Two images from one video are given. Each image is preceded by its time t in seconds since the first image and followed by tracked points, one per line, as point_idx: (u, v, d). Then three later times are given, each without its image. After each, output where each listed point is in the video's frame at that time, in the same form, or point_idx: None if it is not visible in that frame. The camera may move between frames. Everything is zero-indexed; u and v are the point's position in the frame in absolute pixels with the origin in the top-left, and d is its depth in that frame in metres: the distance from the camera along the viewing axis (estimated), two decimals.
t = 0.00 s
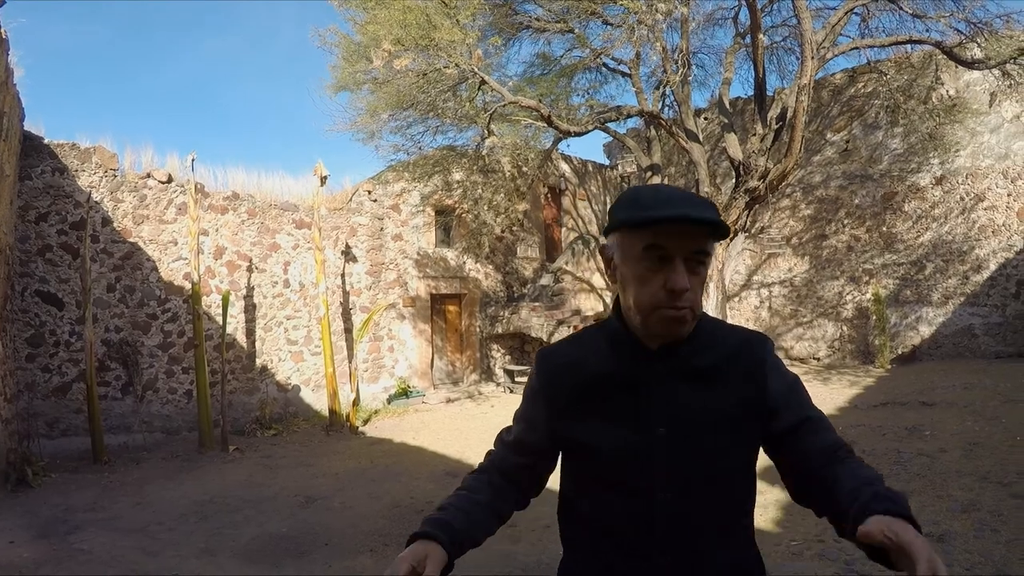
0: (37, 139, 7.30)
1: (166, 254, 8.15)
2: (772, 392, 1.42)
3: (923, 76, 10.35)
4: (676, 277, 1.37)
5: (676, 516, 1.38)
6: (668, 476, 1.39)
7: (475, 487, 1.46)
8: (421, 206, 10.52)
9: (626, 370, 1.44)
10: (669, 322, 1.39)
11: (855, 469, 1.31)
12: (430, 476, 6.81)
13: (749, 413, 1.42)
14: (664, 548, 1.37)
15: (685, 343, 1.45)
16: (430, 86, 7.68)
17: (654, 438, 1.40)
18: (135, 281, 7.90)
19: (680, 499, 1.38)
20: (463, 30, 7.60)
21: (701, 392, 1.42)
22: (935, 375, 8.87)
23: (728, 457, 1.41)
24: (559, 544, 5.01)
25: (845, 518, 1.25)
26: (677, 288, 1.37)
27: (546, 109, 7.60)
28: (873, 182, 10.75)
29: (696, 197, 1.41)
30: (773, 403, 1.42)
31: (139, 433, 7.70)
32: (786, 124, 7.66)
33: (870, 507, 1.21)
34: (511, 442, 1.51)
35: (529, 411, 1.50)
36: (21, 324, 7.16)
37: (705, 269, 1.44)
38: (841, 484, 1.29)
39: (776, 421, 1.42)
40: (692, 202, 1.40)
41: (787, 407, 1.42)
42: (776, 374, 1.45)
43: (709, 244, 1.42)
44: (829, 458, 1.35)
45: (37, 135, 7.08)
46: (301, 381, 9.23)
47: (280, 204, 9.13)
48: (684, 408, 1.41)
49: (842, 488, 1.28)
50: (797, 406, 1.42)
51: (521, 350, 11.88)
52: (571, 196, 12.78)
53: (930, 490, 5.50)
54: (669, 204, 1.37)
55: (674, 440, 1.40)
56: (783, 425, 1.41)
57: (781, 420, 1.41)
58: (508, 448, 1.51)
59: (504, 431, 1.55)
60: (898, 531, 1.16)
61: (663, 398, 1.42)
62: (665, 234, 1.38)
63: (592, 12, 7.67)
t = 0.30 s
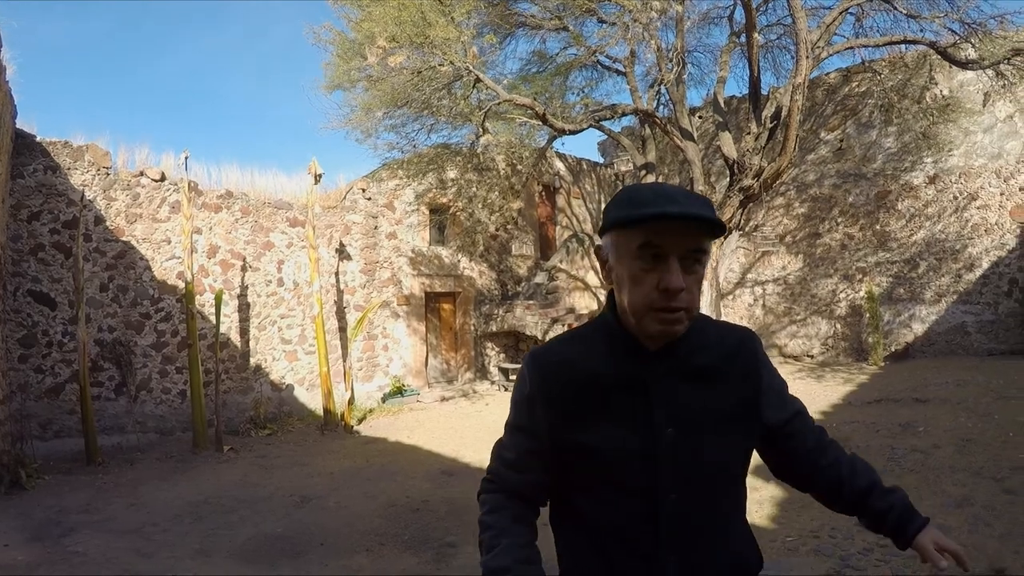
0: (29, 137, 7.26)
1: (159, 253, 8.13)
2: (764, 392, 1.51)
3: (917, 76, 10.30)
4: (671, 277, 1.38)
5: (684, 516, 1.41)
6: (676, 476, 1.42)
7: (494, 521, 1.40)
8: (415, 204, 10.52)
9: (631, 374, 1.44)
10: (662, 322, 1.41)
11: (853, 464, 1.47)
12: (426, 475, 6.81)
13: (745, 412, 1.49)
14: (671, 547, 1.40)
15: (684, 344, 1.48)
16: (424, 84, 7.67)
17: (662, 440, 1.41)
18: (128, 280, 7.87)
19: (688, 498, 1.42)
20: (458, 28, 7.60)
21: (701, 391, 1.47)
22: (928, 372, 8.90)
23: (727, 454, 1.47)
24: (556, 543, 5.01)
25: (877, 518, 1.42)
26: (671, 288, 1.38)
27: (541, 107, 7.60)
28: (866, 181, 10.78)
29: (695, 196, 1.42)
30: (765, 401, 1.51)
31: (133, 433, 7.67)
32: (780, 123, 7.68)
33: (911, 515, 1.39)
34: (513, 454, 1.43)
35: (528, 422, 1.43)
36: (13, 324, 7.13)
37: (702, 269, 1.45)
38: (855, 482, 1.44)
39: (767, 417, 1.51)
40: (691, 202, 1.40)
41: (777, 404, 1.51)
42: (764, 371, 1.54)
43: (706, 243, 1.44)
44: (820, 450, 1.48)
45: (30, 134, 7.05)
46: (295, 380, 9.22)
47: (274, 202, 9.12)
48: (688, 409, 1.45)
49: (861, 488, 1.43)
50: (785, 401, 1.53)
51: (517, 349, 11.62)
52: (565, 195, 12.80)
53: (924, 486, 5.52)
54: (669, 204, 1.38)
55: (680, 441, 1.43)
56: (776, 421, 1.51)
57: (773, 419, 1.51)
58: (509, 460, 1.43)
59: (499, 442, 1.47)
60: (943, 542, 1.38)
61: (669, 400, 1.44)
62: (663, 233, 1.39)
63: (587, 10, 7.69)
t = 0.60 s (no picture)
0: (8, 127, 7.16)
1: (139, 246, 8.07)
2: (747, 391, 1.43)
3: (901, 81, 10.28)
4: (646, 274, 1.25)
5: (680, 518, 1.28)
6: (672, 474, 1.29)
7: (495, 526, 1.28)
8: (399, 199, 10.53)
9: (623, 368, 1.30)
10: (639, 322, 1.28)
11: (788, 486, 1.49)
12: (407, 472, 6.78)
13: (733, 411, 1.39)
14: (670, 548, 1.27)
15: (675, 340, 1.36)
16: (410, 78, 7.65)
17: (657, 437, 1.28)
18: (107, 274, 7.80)
19: (683, 499, 1.29)
20: (446, 24, 7.61)
21: (693, 387, 1.35)
22: (907, 372, 9.00)
23: (721, 453, 1.35)
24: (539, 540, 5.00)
25: (796, 540, 1.45)
26: (646, 286, 1.25)
27: (527, 104, 7.61)
28: (849, 183, 10.89)
29: (675, 191, 1.30)
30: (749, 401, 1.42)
31: (111, 430, 7.59)
32: (764, 124, 7.74)
33: (825, 548, 1.44)
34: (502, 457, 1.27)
35: (515, 421, 1.28)
36: None
37: (686, 267, 1.31)
38: (788, 506, 1.46)
39: (750, 419, 1.42)
40: (670, 195, 1.28)
41: (755, 407, 1.44)
42: (748, 370, 1.45)
43: (689, 240, 1.30)
44: (770, 466, 1.47)
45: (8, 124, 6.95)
46: (276, 376, 9.18)
47: (256, 195, 9.08)
48: (682, 406, 1.32)
49: (792, 509, 1.46)
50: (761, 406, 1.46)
51: (498, 346, 11.88)
52: (549, 192, 12.84)
53: (904, 484, 5.57)
54: (642, 197, 1.26)
55: (675, 438, 1.30)
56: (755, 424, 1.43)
57: (752, 422, 1.43)
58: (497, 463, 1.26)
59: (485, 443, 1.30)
60: None
61: (663, 396, 1.31)
62: (638, 228, 1.26)
63: (575, 9, 7.74)
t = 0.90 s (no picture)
0: None
1: (112, 244, 7.99)
2: (732, 385, 1.43)
3: (876, 81, 10.52)
4: (624, 264, 1.29)
5: (659, 511, 1.30)
6: (650, 467, 1.30)
7: (473, 512, 1.29)
8: (374, 195, 10.53)
9: (601, 362, 1.33)
10: (619, 312, 1.31)
11: (782, 482, 1.48)
12: (385, 471, 6.77)
13: (715, 406, 1.40)
14: (649, 541, 1.28)
15: (655, 335, 1.38)
16: (388, 74, 7.63)
17: (633, 430, 1.30)
18: (80, 273, 7.71)
19: (663, 491, 1.31)
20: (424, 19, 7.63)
21: (672, 380, 1.37)
22: (881, 367, 9.12)
23: (701, 446, 1.37)
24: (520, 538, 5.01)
25: (791, 538, 1.43)
26: (624, 275, 1.29)
27: (504, 100, 7.62)
28: (823, 180, 10.98)
29: (652, 184, 1.34)
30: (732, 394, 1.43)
31: (86, 432, 7.53)
32: (740, 122, 7.81)
33: (823, 545, 1.42)
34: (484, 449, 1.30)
35: (498, 414, 1.31)
36: None
37: (664, 257, 1.35)
38: (782, 503, 1.45)
39: (734, 414, 1.43)
40: (646, 189, 1.32)
41: (741, 402, 1.45)
42: (732, 366, 1.46)
43: (666, 231, 1.34)
44: (760, 460, 1.47)
45: None
46: (251, 375, 9.12)
47: (231, 192, 9.02)
48: (660, 400, 1.34)
49: (786, 505, 1.45)
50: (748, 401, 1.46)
51: (474, 343, 11.78)
52: (525, 188, 12.86)
53: (881, 476, 5.65)
54: (620, 190, 1.31)
55: (654, 430, 1.32)
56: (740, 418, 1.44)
57: (738, 416, 1.44)
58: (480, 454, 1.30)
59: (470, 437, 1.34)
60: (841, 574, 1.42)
61: (641, 389, 1.34)
62: (616, 219, 1.30)
63: (553, 6, 7.76)
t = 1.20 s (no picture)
0: None
1: (88, 238, 7.92)
2: (718, 381, 1.42)
3: (854, 82, 10.56)
4: (603, 253, 1.32)
5: (639, 508, 1.31)
6: (631, 464, 1.31)
7: (459, 505, 1.32)
8: (351, 190, 10.56)
9: (583, 358, 1.34)
10: (601, 301, 1.33)
11: (767, 478, 1.45)
12: (363, 468, 6.76)
13: (700, 401, 1.39)
14: (630, 537, 1.29)
15: (639, 330, 1.38)
16: (367, 70, 7.59)
17: (615, 428, 1.31)
18: (56, 267, 7.64)
19: (644, 488, 1.31)
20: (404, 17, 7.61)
21: (656, 376, 1.37)
22: (856, 366, 9.22)
23: (685, 443, 1.37)
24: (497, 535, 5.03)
25: (774, 535, 1.41)
26: (604, 264, 1.31)
27: (483, 96, 7.62)
28: (800, 181, 11.07)
29: (625, 177, 1.38)
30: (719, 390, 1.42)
31: (60, 428, 7.50)
32: (717, 122, 7.86)
33: (804, 541, 1.38)
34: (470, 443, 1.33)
35: (483, 408, 1.33)
36: None
37: (642, 247, 1.37)
38: (767, 499, 1.43)
39: (720, 412, 1.42)
40: (620, 181, 1.37)
41: (728, 399, 1.44)
42: (719, 362, 1.45)
43: (643, 222, 1.38)
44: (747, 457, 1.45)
45: None
46: (227, 371, 9.09)
47: (207, 187, 8.98)
48: (642, 397, 1.35)
49: (771, 501, 1.43)
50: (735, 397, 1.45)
51: (450, 340, 11.83)
52: (502, 185, 12.90)
53: (857, 475, 5.72)
54: (594, 182, 1.35)
55: (635, 427, 1.32)
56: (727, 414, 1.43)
57: (723, 413, 1.43)
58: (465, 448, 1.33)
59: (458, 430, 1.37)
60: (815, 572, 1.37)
61: (623, 385, 1.34)
62: (593, 210, 1.34)
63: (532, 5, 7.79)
